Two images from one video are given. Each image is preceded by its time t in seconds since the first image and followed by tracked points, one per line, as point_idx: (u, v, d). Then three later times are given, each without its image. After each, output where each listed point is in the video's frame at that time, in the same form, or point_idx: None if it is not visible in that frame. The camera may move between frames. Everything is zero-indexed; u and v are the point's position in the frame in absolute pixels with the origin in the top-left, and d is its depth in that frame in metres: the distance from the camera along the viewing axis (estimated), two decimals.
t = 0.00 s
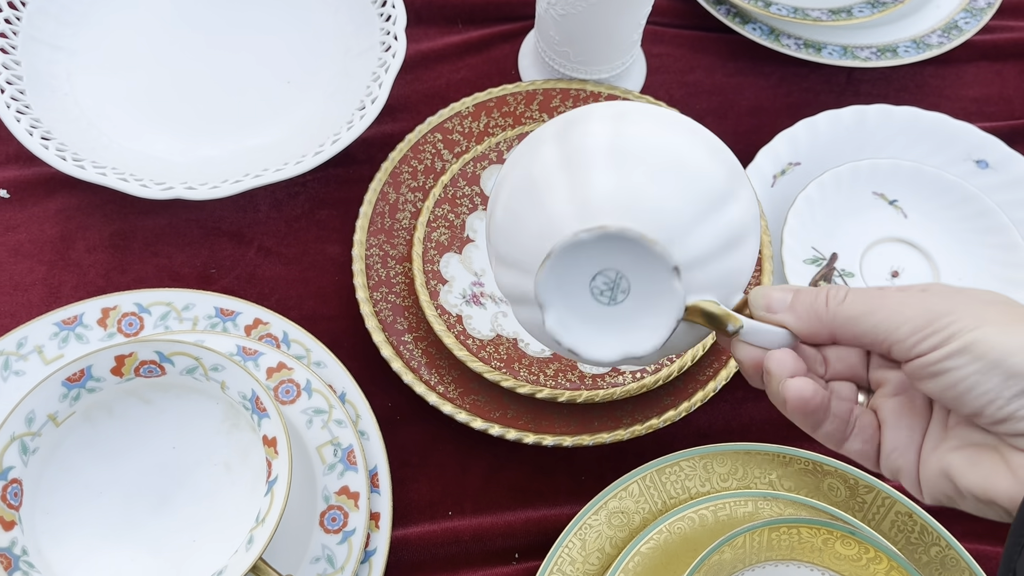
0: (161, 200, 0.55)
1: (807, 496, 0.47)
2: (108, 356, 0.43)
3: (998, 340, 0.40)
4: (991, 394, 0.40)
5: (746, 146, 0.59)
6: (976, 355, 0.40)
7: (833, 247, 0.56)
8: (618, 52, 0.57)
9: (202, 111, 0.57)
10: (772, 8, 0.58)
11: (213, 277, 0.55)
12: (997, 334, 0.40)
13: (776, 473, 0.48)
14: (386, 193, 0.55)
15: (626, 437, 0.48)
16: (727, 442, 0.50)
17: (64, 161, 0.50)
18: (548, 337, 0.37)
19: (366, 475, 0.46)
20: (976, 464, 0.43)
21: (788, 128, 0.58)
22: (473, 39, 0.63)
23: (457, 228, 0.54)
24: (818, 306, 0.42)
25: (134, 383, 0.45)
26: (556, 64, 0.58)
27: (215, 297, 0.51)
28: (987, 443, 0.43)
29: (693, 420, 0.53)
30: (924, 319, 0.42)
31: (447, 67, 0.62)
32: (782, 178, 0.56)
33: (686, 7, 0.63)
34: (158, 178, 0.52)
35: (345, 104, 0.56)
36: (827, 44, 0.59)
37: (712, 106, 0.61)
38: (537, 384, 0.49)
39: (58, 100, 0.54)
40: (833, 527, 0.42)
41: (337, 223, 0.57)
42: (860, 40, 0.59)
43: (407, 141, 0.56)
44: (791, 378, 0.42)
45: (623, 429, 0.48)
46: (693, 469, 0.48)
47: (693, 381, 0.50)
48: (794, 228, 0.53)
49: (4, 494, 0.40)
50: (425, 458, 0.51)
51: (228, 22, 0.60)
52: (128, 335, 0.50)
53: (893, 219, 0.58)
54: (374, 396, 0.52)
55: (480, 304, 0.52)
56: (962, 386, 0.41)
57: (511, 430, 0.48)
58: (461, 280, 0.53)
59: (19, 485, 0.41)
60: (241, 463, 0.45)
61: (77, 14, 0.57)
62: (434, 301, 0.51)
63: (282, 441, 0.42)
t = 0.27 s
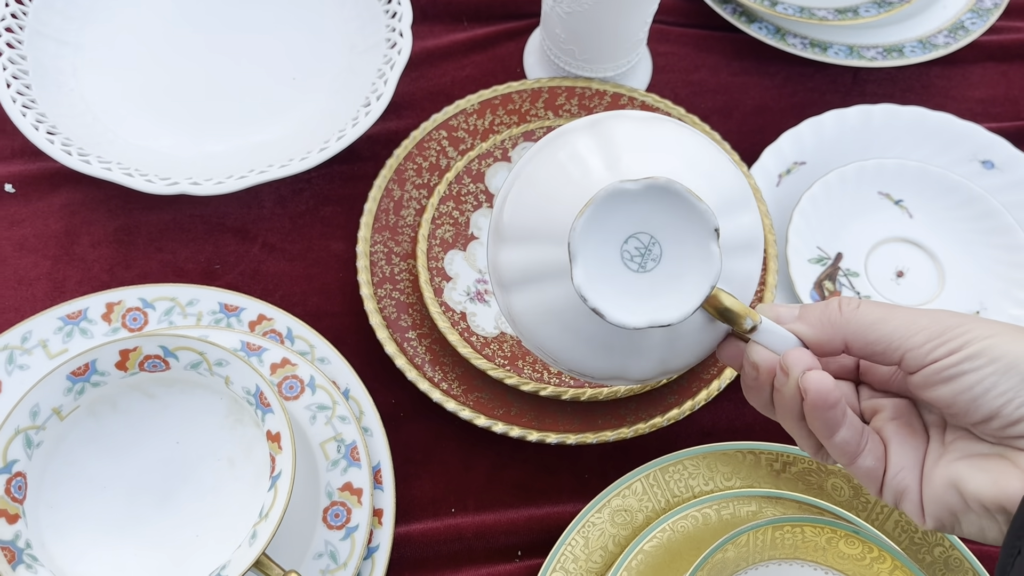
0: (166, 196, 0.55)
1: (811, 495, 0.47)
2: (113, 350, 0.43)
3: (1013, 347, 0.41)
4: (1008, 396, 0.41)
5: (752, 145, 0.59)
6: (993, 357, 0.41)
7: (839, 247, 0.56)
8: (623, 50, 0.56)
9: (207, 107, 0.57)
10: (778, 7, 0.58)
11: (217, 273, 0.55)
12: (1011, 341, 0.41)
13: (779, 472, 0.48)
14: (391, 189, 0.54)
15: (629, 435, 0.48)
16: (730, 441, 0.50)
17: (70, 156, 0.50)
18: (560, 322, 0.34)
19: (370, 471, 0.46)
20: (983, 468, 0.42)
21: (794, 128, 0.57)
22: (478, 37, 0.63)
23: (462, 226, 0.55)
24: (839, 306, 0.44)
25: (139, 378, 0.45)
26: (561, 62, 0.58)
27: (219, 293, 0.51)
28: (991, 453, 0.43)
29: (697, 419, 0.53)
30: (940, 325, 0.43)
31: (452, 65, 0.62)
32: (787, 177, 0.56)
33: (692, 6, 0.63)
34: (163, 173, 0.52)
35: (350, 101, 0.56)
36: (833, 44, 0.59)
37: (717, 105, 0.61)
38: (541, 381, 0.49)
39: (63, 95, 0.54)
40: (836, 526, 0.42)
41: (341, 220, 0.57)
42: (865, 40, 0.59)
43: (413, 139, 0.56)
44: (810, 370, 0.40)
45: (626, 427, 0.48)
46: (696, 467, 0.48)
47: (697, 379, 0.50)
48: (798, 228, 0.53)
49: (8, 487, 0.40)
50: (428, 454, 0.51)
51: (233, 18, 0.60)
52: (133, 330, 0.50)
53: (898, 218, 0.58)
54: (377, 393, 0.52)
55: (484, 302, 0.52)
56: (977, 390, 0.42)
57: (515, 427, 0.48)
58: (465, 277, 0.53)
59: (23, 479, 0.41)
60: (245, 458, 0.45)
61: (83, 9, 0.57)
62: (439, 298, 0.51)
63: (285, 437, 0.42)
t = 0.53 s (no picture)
0: (176, 189, 0.55)
1: (814, 491, 0.47)
2: (123, 339, 0.43)
3: (977, 346, 0.36)
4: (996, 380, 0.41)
5: (758, 143, 0.60)
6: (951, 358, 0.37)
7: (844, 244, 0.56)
8: (630, 48, 0.57)
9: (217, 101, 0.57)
10: (784, 6, 0.58)
11: (226, 266, 0.55)
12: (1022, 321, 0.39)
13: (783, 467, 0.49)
14: (398, 184, 0.55)
15: (633, 429, 0.48)
16: (734, 436, 0.50)
17: (81, 148, 0.50)
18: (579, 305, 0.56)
19: (376, 463, 0.47)
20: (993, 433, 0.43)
21: (799, 126, 0.58)
22: (486, 34, 0.63)
23: (468, 221, 0.55)
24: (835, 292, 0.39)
25: (148, 368, 0.45)
26: (568, 58, 0.59)
27: (228, 285, 0.51)
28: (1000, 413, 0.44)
29: (701, 414, 0.53)
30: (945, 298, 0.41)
31: (460, 61, 0.63)
32: (792, 175, 0.56)
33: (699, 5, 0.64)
34: (173, 166, 0.53)
35: (359, 96, 0.56)
36: (839, 43, 0.60)
37: (724, 103, 0.61)
38: (546, 375, 0.49)
39: (75, 88, 0.54)
40: (840, 520, 0.42)
41: (349, 214, 0.58)
42: (871, 39, 0.59)
43: (419, 134, 0.57)
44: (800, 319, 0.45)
45: (631, 421, 0.48)
46: (700, 462, 0.48)
47: (702, 375, 0.50)
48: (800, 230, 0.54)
49: (18, 474, 0.40)
50: (433, 447, 0.51)
51: (244, 13, 0.61)
52: (142, 321, 0.50)
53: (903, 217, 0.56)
54: (384, 385, 0.52)
55: (491, 295, 0.53)
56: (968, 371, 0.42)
57: (520, 420, 0.48)
58: (472, 272, 0.53)
59: (33, 466, 0.41)
60: (253, 448, 0.46)
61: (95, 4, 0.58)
62: (446, 292, 0.51)
63: (293, 427, 0.43)
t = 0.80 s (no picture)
0: (197, 176, 0.57)
1: (824, 477, 0.48)
2: (147, 321, 0.45)
3: (936, 300, 0.38)
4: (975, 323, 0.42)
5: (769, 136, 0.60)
6: (918, 305, 0.40)
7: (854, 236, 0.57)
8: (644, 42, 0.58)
9: (238, 91, 0.58)
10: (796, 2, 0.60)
11: (245, 253, 0.56)
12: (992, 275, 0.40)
13: (793, 454, 0.49)
14: (415, 174, 0.56)
15: (646, 415, 0.49)
16: (744, 424, 0.51)
17: (104, 136, 0.51)
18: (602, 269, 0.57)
19: (393, 446, 0.47)
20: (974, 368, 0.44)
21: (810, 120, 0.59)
22: (502, 28, 0.65)
23: (483, 210, 0.56)
24: (841, 225, 0.42)
25: (170, 349, 0.46)
26: (583, 51, 0.60)
27: (247, 271, 0.52)
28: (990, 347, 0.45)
29: (712, 402, 0.54)
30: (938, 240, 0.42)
31: (475, 54, 0.64)
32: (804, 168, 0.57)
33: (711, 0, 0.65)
34: (194, 154, 0.54)
35: (377, 86, 0.57)
36: (850, 39, 0.60)
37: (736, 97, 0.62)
38: (560, 361, 0.50)
39: (97, 77, 0.55)
40: (851, 503, 0.43)
41: (366, 203, 0.59)
42: (882, 35, 0.60)
43: (436, 125, 0.57)
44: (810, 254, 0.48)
45: (644, 407, 0.49)
46: (712, 448, 0.49)
47: (713, 363, 0.51)
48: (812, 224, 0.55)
49: (46, 451, 0.41)
50: (449, 431, 0.52)
51: (264, 5, 0.62)
52: (163, 305, 0.51)
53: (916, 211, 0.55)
54: (401, 371, 0.53)
55: (506, 283, 0.54)
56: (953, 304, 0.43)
57: (535, 405, 0.48)
58: (485, 262, 0.54)
59: (60, 444, 0.42)
60: (273, 430, 0.47)
61: None
62: (461, 279, 0.52)
63: (314, 408, 0.44)
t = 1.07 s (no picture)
0: (215, 170, 0.57)
1: (837, 471, 0.48)
2: (168, 312, 0.45)
3: (926, 272, 0.39)
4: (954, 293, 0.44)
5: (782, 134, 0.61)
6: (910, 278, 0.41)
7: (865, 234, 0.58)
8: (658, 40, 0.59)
9: (256, 85, 0.59)
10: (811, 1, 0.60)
11: (262, 246, 0.57)
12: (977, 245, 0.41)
13: (806, 449, 0.50)
14: (431, 169, 0.56)
15: (660, 409, 0.49)
16: (757, 419, 0.51)
17: (124, 129, 0.52)
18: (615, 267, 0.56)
19: (409, 437, 0.48)
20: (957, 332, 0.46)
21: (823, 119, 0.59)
22: (517, 25, 0.66)
23: (498, 205, 0.56)
24: (839, 203, 0.43)
25: (191, 340, 0.47)
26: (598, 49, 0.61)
27: (265, 264, 0.53)
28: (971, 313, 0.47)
29: (724, 397, 0.54)
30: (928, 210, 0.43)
31: (490, 51, 0.65)
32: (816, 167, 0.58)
33: None
34: (213, 148, 0.54)
35: (394, 82, 0.58)
36: (864, 38, 0.61)
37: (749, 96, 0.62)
38: (575, 355, 0.50)
39: (117, 71, 0.56)
40: (864, 497, 0.43)
41: (382, 198, 0.59)
42: (896, 34, 0.61)
43: (453, 121, 0.58)
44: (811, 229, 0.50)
45: (658, 402, 0.49)
46: (725, 442, 0.49)
47: (727, 358, 0.51)
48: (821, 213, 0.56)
49: (68, 439, 0.42)
50: (464, 424, 0.53)
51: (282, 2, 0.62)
52: (181, 297, 0.51)
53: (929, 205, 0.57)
54: (416, 364, 0.54)
55: (521, 278, 0.54)
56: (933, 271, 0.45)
57: (550, 398, 0.49)
58: (501, 257, 0.54)
59: (82, 432, 0.42)
60: (291, 420, 0.47)
61: None
62: (477, 274, 0.52)
63: (333, 398, 0.44)
